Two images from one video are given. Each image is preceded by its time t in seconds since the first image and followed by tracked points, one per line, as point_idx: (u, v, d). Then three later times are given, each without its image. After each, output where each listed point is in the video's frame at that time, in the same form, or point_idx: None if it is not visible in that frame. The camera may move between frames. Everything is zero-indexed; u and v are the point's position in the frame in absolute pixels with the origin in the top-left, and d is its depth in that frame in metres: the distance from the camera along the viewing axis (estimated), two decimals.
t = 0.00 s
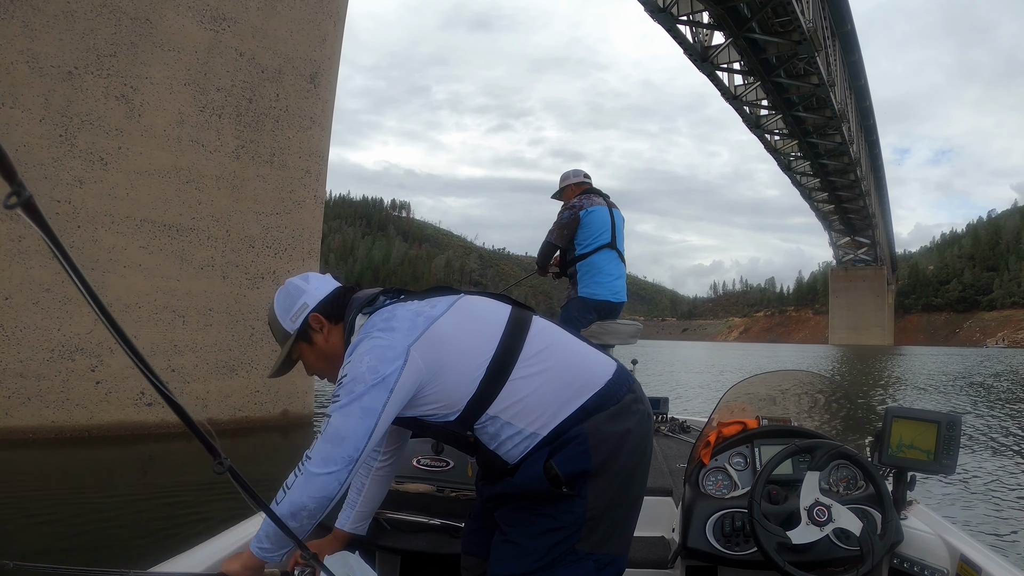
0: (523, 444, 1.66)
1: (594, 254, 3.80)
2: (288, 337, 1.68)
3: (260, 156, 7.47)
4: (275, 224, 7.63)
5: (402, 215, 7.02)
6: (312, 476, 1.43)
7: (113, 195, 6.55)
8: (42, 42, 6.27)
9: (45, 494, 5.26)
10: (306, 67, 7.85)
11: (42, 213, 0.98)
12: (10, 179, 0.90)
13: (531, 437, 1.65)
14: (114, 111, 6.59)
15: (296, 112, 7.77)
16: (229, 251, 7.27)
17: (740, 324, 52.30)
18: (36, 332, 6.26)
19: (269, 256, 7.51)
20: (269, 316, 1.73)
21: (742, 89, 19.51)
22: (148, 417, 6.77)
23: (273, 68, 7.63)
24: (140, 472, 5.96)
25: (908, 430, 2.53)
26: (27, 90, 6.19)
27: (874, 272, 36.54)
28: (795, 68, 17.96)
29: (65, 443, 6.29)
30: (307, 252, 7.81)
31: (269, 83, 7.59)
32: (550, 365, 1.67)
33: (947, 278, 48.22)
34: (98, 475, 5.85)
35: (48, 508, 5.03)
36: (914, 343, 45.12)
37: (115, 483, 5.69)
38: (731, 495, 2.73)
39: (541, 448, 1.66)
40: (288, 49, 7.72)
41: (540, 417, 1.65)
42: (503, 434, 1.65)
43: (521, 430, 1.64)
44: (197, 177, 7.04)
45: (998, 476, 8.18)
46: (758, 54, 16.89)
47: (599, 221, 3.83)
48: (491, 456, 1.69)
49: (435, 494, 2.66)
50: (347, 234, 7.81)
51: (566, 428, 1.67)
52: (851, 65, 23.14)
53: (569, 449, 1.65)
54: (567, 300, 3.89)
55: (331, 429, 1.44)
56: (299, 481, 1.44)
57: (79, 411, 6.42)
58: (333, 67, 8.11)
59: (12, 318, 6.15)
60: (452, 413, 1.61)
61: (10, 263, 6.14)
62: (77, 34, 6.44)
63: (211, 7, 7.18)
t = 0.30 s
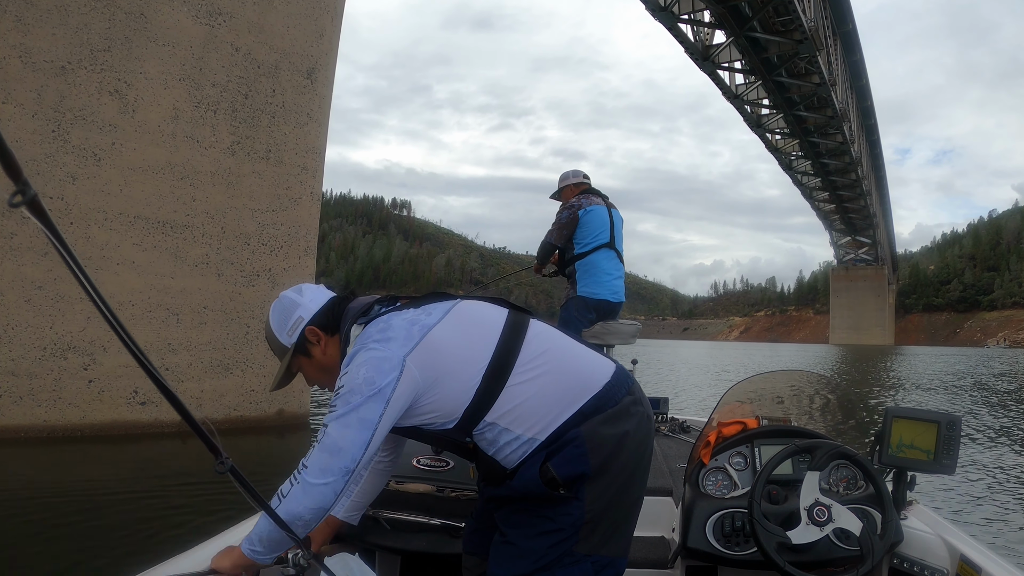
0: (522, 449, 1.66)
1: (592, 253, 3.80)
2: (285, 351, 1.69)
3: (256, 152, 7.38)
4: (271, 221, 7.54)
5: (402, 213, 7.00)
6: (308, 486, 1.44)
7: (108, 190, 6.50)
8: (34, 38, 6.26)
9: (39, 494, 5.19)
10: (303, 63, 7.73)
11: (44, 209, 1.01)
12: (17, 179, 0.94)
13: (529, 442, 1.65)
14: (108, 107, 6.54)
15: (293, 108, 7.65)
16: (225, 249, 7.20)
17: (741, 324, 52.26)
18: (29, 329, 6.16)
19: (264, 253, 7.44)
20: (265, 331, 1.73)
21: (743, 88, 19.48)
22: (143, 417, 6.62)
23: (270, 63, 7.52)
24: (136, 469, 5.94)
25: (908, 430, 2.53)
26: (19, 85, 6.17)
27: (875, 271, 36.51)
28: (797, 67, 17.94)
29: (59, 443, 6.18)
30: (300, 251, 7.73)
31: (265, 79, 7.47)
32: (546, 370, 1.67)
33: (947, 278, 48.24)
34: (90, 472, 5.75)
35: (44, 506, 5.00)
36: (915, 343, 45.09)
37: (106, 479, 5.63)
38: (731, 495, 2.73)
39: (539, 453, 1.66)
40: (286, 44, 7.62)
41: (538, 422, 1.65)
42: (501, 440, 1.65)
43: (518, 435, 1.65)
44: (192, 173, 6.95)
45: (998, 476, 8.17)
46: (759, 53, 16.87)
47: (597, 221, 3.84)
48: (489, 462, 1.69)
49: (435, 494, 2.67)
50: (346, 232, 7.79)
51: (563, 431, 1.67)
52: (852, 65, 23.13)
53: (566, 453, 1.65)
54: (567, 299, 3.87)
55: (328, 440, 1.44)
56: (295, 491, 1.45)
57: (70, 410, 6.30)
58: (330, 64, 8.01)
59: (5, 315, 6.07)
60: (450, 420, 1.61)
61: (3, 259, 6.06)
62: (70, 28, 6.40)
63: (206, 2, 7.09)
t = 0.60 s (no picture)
0: (524, 445, 1.66)
1: (591, 253, 3.79)
2: (291, 333, 1.70)
3: (253, 148, 7.36)
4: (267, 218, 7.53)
5: (402, 212, 7.01)
6: (297, 449, 1.44)
7: (101, 187, 6.44)
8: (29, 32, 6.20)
9: (33, 493, 5.15)
10: (300, 59, 7.77)
11: (45, 211, 1.01)
12: (17, 179, 0.93)
13: (531, 438, 1.66)
14: (102, 101, 6.48)
15: (291, 103, 7.68)
16: (220, 246, 7.17)
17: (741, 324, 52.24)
18: (21, 327, 6.11)
19: (260, 250, 7.44)
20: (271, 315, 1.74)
21: (745, 88, 19.47)
22: (137, 415, 6.64)
23: (267, 58, 7.50)
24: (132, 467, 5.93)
25: (909, 430, 2.53)
26: (12, 79, 6.14)
27: (875, 272, 36.48)
28: (799, 67, 17.93)
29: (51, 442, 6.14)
30: (297, 249, 7.79)
31: (262, 74, 7.45)
32: (550, 364, 1.68)
33: (948, 279, 48.25)
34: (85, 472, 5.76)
35: (40, 505, 4.98)
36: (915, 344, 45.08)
37: (100, 476, 5.60)
38: (731, 495, 2.73)
39: (541, 449, 1.67)
40: (282, 38, 7.61)
41: (540, 417, 1.65)
42: (503, 433, 1.65)
43: (520, 430, 1.65)
44: (188, 169, 6.92)
45: (996, 476, 8.19)
46: (761, 52, 16.87)
47: (597, 220, 3.83)
48: (491, 454, 1.69)
49: (435, 494, 2.69)
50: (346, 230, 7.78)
51: (566, 429, 1.68)
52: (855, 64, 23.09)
53: (567, 452, 1.65)
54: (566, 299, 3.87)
55: (325, 406, 1.45)
56: (284, 452, 1.45)
57: (63, 408, 6.29)
58: (327, 60, 8.06)
59: None
60: (450, 409, 1.61)
61: None
62: (64, 22, 6.33)
63: None
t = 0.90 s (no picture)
0: (527, 437, 1.66)
1: (592, 253, 3.80)
2: (299, 314, 1.70)
3: (250, 147, 7.38)
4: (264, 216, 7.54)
5: (402, 212, 7.01)
6: (295, 386, 1.43)
7: (94, 185, 6.45)
8: (23, 28, 6.17)
9: (26, 492, 5.14)
10: (297, 56, 7.70)
11: (44, 212, 1.01)
12: (16, 179, 0.93)
13: (535, 431, 1.66)
14: (97, 99, 6.48)
15: (288, 100, 7.65)
16: (215, 245, 7.18)
17: (742, 324, 52.24)
18: (15, 327, 6.11)
19: (257, 249, 7.45)
20: (280, 297, 1.74)
21: (746, 88, 19.46)
22: (131, 416, 6.63)
23: (263, 55, 7.46)
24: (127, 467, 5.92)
25: (909, 430, 2.53)
26: (5, 77, 6.10)
27: (875, 272, 36.45)
28: (800, 68, 17.94)
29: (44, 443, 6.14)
30: (295, 247, 7.75)
31: (258, 72, 7.43)
32: (556, 355, 1.68)
33: (949, 280, 48.20)
34: (79, 474, 5.75)
35: (36, 504, 4.98)
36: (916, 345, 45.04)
37: (94, 478, 5.58)
38: (731, 495, 2.73)
39: (545, 442, 1.67)
40: (280, 36, 7.57)
41: (546, 410, 1.65)
42: (507, 424, 1.65)
43: (525, 421, 1.65)
44: (184, 168, 6.93)
45: (998, 477, 8.18)
46: (762, 53, 16.87)
47: (598, 221, 3.83)
48: (493, 444, 1.68)
49: (435, 494, 2.71)
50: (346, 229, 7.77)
51: (570, 424, 1.68)
52: (857, 65, 23.08)
53: (571, 445, 1.66)
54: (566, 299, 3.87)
55: (332, 352, 1.46)
56: (282, 387, 1.44)
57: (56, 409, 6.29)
58: (324, 56, 7.98)
59: None
60: (455, 390, 1.60)
61: None
62: (58, 19, 6.32)
63: None
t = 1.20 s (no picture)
0: (530, 416, 1.67)
1: (593, 253, 3.81)
2: (326, 242, 1.75)
3: (245, 146, 7.28)
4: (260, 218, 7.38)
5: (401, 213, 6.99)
6: (334, 285, 1.51)
7: (86, 186, 6.50)
8: (17, 28, 6.32)
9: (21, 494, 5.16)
10: (293, 55, 7.60)
11: (42, 210, 1.06)
12: (16, 179, 0.97)
13: (540, 410, 1.66)
14: (90, 99, 6.54)
15: (282, 99, 7.52)
16: (210, 246, 7.10)
17: (744, 325, 52.22)
18: (8, 329, 6.16)
19: (252, 252, 7.28)
20: (308, 224, 1.80)
21: (745, 88, 19.47)
22: (125, 421, 6.52)
23: (258, 54, 7.43)
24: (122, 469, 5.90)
25: (909, 431, 2.53)
26: None
27: (876, 272, 36.42)
28: (800, 67, 17.95)
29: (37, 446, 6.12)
30: (290, 249, 7.56)
31: (253, 71, 7.38)
32: (573, 336, 1.72)
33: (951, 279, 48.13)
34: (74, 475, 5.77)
35: (30, 505, 4.99)
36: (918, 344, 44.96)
37: (89, 480, 5.55)
38: (730, 495, 2.73)
39: (548, 422, 1.67)
40: (276, 36, 7.52)
41: (554, 388, 1.66)
42: (512, 397, 1.66)
43: (531, 397, 1.66)
44: (179, 168, 6.92)
45: (1004, 477, 8.13)
46: (762, 52, 16.87)
47: (601, 220, 3.83)
48: (495, 417, 1.68)
49: (435, 494, 2.68)
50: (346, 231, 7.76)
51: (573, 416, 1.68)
52: (858, 64, 23.07)
53: (573, 433, 1.66)
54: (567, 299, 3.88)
55: (374, 268, 1.54)
56: (322, 283, 1.52)
57: (49, 413, 6.28)
58: (323, 56, 7.83)
59: None
60: (470, 347, 1.65)
61: None
62: (51, 19, 6.44)
63: None
